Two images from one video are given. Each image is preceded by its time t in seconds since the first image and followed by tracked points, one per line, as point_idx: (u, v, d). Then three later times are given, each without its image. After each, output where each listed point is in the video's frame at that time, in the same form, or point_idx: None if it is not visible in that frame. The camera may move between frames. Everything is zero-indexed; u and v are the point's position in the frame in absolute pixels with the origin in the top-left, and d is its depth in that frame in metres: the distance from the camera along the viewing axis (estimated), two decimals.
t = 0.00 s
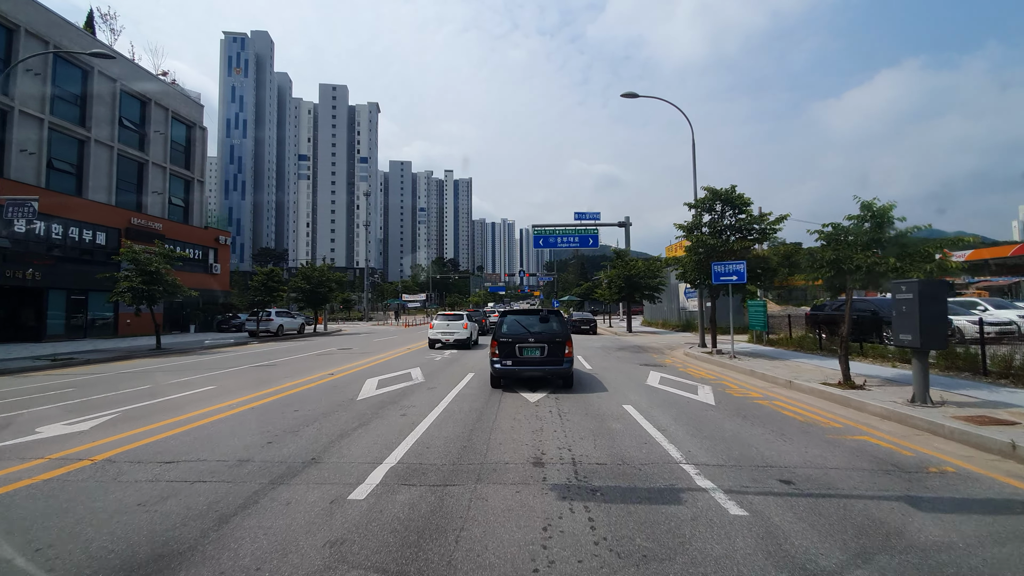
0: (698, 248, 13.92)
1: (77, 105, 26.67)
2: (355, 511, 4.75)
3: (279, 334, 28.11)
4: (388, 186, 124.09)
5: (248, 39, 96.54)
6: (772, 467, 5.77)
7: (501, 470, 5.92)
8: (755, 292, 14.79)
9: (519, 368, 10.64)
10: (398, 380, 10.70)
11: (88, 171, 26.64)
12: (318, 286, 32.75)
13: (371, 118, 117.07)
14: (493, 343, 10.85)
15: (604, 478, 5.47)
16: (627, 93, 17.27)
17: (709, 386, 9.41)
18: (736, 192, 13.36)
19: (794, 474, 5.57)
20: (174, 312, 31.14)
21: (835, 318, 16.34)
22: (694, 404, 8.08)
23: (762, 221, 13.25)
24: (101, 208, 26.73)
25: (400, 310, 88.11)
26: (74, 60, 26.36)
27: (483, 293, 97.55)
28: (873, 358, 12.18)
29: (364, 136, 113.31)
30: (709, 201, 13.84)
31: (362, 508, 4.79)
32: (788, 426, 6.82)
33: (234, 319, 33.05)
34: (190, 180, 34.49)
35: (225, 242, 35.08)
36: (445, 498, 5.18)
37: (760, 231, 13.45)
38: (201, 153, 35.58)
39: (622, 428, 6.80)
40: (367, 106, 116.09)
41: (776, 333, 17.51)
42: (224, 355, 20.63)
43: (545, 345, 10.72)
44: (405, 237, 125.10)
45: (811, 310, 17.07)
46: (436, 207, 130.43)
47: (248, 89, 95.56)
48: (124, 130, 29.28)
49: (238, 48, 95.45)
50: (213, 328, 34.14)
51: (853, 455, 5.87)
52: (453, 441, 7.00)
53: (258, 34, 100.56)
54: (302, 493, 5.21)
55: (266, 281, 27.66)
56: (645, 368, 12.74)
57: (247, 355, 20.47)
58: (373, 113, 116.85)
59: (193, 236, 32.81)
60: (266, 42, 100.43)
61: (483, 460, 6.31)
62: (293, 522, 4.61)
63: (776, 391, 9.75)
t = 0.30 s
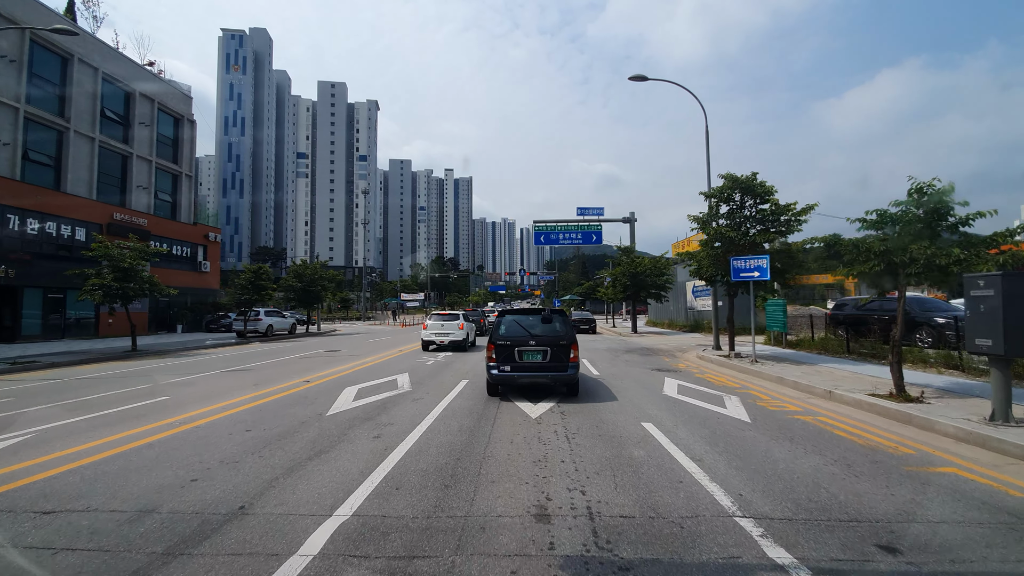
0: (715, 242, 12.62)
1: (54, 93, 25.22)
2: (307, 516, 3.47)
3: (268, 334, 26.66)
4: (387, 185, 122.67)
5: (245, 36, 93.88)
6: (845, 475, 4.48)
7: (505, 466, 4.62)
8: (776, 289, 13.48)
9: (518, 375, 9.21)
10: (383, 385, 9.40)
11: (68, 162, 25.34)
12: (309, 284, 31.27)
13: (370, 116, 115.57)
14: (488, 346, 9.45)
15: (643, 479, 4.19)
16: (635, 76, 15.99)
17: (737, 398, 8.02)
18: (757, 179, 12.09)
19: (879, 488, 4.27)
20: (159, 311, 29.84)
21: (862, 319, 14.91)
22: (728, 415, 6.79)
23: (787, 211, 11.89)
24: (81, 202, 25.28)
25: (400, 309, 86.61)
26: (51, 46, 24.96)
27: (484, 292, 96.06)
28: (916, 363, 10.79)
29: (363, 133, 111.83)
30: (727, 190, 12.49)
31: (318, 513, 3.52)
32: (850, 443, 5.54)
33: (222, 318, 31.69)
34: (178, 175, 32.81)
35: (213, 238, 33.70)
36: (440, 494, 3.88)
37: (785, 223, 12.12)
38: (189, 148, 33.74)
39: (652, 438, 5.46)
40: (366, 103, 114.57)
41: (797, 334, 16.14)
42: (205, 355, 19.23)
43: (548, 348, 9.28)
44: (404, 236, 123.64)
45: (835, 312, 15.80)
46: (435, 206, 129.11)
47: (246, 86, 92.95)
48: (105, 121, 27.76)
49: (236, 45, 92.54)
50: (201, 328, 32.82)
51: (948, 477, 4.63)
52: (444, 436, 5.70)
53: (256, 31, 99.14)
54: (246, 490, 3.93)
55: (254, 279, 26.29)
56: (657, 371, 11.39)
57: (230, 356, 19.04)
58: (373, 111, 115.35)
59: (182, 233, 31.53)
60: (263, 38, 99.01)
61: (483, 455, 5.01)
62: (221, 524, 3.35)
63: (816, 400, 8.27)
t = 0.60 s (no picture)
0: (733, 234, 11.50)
1: (33, 84, 24.06)
2: None
3: (257, 335, 25.46)
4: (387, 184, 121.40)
5: (243, 34, 91.68)
6: (951, 531, 3.36)
7: (499, 514, 3.48)
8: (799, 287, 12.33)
9: (518, 383, 8.01)
10: (363, 394, 8.27)
11: (47, 157, 24.25)
12: (302, 283, 30.05)
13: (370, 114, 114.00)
14: (484, 351, 8.25)
15: (685, 540, 3.07)
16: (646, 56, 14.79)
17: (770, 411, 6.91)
18: (781, 165, 11.01)
19: (1004, 551, 3.15)
20: (144, 311, 28.72)
21: (894, 323, 13.69)
22: (770, 435, 5.67)
23: (814, 199, 10.75)
24: (62, 197, 24.13)
25: (400, 310, 85.51)
26: (30, 34, 23.76)
27: (484, 292, 94.82)
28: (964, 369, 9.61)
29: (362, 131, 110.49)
30: (745, 176, 11.37)
31: None
32: (936, 478, 4.42)
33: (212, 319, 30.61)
34: (166, 170, 31.65)
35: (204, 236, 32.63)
36: (403, 570, 2.77)
37: (813, 213, 10.96)
38: (178, 143, 32.56)
39: (688, 471, 4.31)
40: (366, 102, 113.11)
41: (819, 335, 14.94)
42: (185, 358, 18.06)
43: (551, 353, 8.09)
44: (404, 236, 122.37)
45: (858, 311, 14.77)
46: (435, 205, 127.90)
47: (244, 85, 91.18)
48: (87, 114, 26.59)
49: (234, 43, 90.09)
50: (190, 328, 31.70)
51: None
52: (425, 464, 4.54)
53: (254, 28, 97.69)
54: (133, 565, 2.83)
55: (241, 278, 25.08)
56: (672, 378, 10.29)
57: (211, 359, 17.84)
58: (372, 109, 113.77)
59: (170, 231, 30.36)
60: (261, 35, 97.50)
61: (471, 493, 3.87)
62: None
63: (867, 414, 7.04)
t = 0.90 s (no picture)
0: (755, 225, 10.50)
1: (12, 74, 22.94)
2: None
3: (247, 336, 24.47)
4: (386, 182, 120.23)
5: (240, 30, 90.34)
6: None
7: None
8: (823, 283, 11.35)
9: (518, 393, 6.93)
10: (337, 404, 7.23)
11: (27, 150, 23.14)
12: (294, 282, 29.00)
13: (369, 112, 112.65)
14: (478, 355, 7.19)
15: None
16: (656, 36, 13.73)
17: (811, 427, 5.93)
18: (806, 149, 10.05)
19: None
20: (130, 310, 27.73)
21: (929, 325, 12.67)
22: (823, 462, 4.66)
23: (843, 185, 9.78)
24: (42, 191, 23.07)
25: (398, 309, 84.33)
26: (8, 22, 22.58)
27: (484, 291, 93.83)
28: (1015, 375, 8.63)
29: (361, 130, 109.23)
30: (768, 161, 10.35)
31: None
32: None
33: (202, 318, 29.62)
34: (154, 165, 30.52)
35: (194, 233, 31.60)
36: None
37: (841, 201, 10.01)
38: (166, 134, 31.36)
39: (742, 521, 3.30)
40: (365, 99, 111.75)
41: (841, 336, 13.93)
42: (166, 360, 17.04)
43: (554, 358, 7.00)
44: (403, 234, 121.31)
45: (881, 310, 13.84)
46: (435, 204, 126.86)
47: (242, 82, 89.94)
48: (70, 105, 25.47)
49: (232, 41, 88.88)
50: (180, 329, 30.72)
51: None
52: (396, 509, 3.52)
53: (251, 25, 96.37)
54: None
55: (229, 277, 23.85)
56: (687, 383, 9.31)
57: (192, 360, 16.82)
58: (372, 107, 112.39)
59: (159, 228, 29.35)
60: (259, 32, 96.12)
61: (453, 556, 2.86)
62: None
63: (924, 432, 6.00)
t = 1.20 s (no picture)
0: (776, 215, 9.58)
1: None
2: None
3: (237, 336, 23.52)
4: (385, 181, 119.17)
5: (238, 28, 89.44)
6: None
7: None
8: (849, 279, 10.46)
9: (518, 404, 5.93)
10: (310, 416, 6.36)
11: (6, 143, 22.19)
12: (286, 281, 28.08)
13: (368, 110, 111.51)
14: (472, 360, 6.18)
15: None
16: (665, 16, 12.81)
17: (863, 448, 5.06)
18: (834, 132, 9.22)
19: None
20: (117, 310, 26.87)
21: (965, 326, 11.77)
22: (893, 499, 3.79)
23: (875, 170, 8.83)
24: (23, 186, 22.18)
25: (397, 309, 83.44)
26: None
27: (484, 291, 93.00)
28: None
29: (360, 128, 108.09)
30: (791, 146, 9.45)
31: None
32: None
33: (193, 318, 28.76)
34: (142, 161, 29.58)
35: (184, 230, 30.69)
36: None
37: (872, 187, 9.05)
38: (155, 130, 30.43)
39: None
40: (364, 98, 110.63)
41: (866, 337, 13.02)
42: (147, 363, 16.19)
43: (558, 364, 6.02)
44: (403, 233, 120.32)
45: (906, 308, 12.95)
46: (434, 203, 125.87)
47: (239, 80, 88.96)
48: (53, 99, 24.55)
49: (230, 39, 87.91)
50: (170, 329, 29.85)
51: None
52: None
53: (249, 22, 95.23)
54: None
55: (217, 274, 23.03)
56: (703, 390, 8.46)
57: (175, 363, 15.97)
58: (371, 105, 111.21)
59: (147, 225, 28.46)
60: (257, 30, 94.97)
61: None
62: None
63: (996, 452, 5.10)
